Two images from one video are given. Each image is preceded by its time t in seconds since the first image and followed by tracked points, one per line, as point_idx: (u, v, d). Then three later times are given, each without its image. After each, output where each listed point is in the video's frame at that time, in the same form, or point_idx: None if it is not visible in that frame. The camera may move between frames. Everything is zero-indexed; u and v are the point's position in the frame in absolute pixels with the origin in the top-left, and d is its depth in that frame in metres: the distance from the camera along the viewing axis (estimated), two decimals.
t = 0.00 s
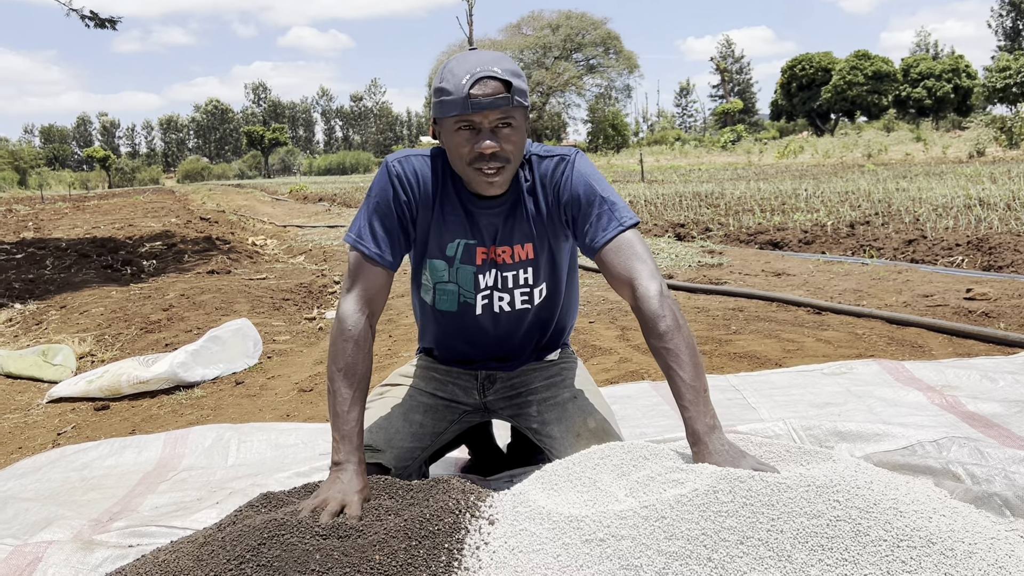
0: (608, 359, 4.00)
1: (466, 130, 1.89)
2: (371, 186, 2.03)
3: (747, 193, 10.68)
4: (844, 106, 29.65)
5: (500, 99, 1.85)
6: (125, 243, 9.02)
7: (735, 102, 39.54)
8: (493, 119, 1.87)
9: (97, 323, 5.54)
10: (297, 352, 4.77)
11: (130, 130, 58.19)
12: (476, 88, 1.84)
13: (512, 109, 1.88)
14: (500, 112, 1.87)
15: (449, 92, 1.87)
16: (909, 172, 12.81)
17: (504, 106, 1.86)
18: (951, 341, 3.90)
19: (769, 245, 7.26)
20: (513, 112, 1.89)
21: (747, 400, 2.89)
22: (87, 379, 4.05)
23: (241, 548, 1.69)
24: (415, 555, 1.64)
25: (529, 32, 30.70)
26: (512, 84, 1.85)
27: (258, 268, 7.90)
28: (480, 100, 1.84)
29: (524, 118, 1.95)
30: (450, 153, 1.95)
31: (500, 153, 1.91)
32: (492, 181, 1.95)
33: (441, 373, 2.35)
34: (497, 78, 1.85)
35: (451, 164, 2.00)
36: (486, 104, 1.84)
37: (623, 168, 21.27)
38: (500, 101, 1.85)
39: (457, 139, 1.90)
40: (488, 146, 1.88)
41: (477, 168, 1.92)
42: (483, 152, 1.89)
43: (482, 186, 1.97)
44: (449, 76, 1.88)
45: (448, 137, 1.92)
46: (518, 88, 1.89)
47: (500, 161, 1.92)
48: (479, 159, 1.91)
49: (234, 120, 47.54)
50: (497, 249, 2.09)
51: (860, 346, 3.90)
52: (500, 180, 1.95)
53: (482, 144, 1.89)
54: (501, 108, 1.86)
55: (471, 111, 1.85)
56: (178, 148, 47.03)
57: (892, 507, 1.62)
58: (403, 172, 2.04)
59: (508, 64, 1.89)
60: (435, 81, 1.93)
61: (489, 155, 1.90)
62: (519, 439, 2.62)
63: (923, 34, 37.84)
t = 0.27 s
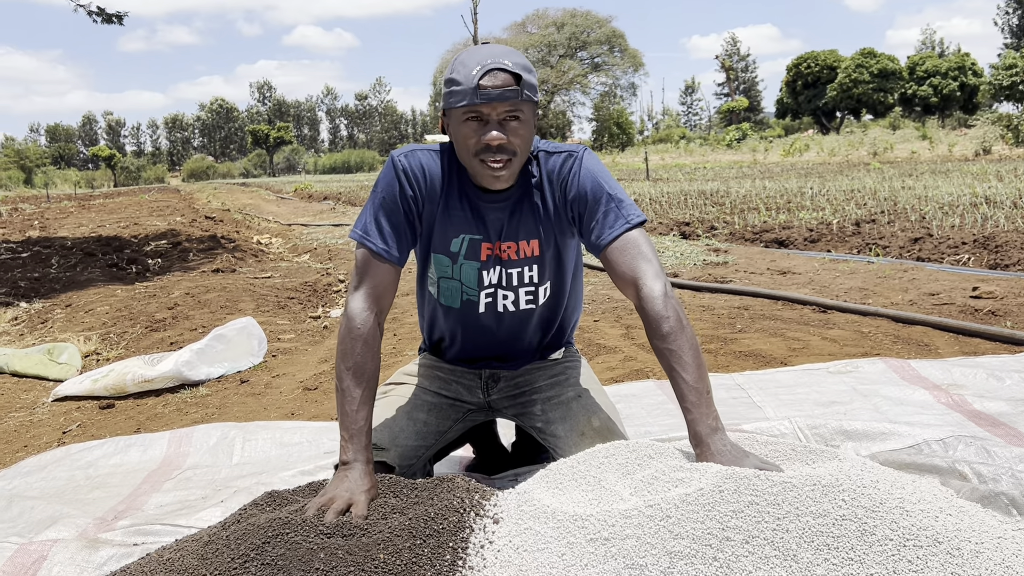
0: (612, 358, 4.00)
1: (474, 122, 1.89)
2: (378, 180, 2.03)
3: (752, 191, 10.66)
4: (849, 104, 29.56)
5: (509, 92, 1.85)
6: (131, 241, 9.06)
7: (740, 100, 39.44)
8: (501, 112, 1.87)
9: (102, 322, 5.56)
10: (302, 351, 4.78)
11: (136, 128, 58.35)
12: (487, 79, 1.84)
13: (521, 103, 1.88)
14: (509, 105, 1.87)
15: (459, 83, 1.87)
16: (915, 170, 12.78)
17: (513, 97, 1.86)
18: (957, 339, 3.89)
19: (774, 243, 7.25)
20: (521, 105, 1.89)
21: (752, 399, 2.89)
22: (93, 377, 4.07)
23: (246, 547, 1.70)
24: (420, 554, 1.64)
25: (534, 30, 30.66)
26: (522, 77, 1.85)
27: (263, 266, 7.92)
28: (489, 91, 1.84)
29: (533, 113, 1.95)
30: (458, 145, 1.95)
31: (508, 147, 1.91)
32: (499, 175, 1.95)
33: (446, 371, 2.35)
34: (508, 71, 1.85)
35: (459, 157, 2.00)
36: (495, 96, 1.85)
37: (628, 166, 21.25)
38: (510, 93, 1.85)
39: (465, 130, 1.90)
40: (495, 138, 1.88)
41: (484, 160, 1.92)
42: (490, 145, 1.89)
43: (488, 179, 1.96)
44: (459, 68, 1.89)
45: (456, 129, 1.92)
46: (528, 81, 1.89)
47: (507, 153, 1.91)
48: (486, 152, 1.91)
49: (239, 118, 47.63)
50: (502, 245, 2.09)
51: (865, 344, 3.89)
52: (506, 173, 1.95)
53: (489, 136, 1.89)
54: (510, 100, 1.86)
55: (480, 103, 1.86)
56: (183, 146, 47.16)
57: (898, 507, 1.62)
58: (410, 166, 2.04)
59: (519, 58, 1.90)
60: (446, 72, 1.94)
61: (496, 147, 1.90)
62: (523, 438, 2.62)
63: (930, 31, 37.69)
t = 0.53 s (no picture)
0: (616, 357, 4.00)
1: (482, 122, 1.89)
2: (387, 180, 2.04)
3: (757, 190, 10.65)
4: (854, 103, 29.50)
5: (518, 93, 1.85)
6: (135, 241, 9.08)
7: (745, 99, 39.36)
8: (509, 113, 1.88)
9: (107, 321, 5.58)
10: (306, 350, 4.79)
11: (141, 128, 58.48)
12: (495, 80, 1.84)
13: (529, 104, 1.88)
14: (517, 106, 1.87)
15: (468, 84, 1.87)
16: (919, 169, 12.74)
17: (522, 99, 1.86)
18: (961, 339, 3.88)
19: (778, 243, 7.24)
20: (529, 107, 1.89)
21: (756, 398, 2.89)
22: (98, 377, 4.09)
23: (250, 546, 1.71)
24: (424, 553, 1.65)
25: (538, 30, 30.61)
26: (531, 79, 1.85)
27: (267, 266, 7.94)
28: (497, 93, 1.84)
29: (542, 114, 1.95)
30: (465, 144, 1.96)
31: (514, 148, 1.91)
32: (505, 175, 1.95)
33: (451, 371, 2.36)
34: (517, 72, 1.85)
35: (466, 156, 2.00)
36: (503, 97, 1.85)
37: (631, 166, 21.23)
38: (518, 95, 1.85)
39: (473, 129, 1.90)
40: (501, 138, 1.89)
41: (490, 161, 1.93)
42: (497, 145, 1.90)
43: (494, 179, 1.97)
44: (469, 68, 1.89)
45: (464, 128, 1.93)
46: (538, 83, 1.89)
47: (513, 154, 1.92)
48: (493, 152, 1.91)
49: (244, 118, 47.71)
50: (509, 246, 2.09)
51: (870, 344, 3.88)
52: (512, 173, 1.95)
53: (496, 137, 1.89)
54: (518, 102, 1.86)
55: (488, 103, 1.86)
56: (187, 146, 47.26)
57: (903, 507, 1.62)
58: (418, 167, 2.05)
59: (529, 60, 1.89)
60: (456, 72, 1.94)
61: (503, 148, 1.91)
62: (528, 437, 2.62)
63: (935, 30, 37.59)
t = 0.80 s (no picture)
0: (620, 358, 4.01)
1: (482, 120, 1.90)
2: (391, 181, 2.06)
3: (760, 190, 10.64)
4: (857, 103, 29.46)
5: (517, 91, 1.86)
6: (139, 241, 9.11)
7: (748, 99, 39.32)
8: (508, 110, 1.88)
9: (112, 321, 5.60)
10: (310, 350, 4.81)
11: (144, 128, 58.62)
12: (494, 77, 1.85)
13: (529, 102, 1.89)
14: (516, 104, 1.87)
15: (469, 81, 1.89)
16: (923, 169, 12.72)
17: (521, 97, 1.86)
18: (965, 339, 3.88)
19: (782, 243, 7.24)
20: (529, 105, 1.89)
21: (760, 399, 2.90)
22: (102, 377, 4.11)
23: (256, 545, 1.72)
24: (428, 553, 1.65)
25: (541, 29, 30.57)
26: (530, 77, 1.85)
27: (271, 266, 7.96)
28: (496, 90, 1.85)
29: (543, 112, 1.95)
30: (467, 142, 1.97)
31: (514, 145, 1.92)
32: (504, 173, 1.95)
33: (455, 371, 2.37)
34: (517, 69, 1.86)
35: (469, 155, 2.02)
36: (502, 94, 1.85)
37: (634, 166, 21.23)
38: (517, 92, 1.85)
39: (473, 126, 1.91)
40: (500, 135, 1.89)
41: (490, 158, 1.94)
42: (496, 143, 1.90)
43: (495, 177, 1.97)
44: (470, 67, 1.91)
45: (465, 127, 1.94)
46: (538, 81, 1.89)
47: (512, 152, 1.92)
48: (493, 149, 1.92)
49: (247, 118, 47.79)
50: (513, 247, 2.10)
51: (873, 344, 3.88)
52: (512, 171, 1.95)
53: (495, 135, 1.90)
54: (517, 99, 1.86)
55: (487, 101, 1.87)
56: (191, 146, 47.37)
57: (907, 507, 1.62)
58: (422, 169, 2.07)
59: (531, 58, 1.90)
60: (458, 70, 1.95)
61: (502, 145, 1.91)
62: (532, 438, 2.63)
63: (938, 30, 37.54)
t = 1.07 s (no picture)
0: (623, 358, 4.01)
1: (475, 120, 1.91)
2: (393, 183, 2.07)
3: (763, 190, 10.64)
4: (860, 103, 29.42)
5: (508, 90, 1.86)
6: (143, 241, 9.12)
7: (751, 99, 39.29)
8: (500, 110, 1.89)
9: (115, 321, 5.62)
10: (314, 350, 4.82)
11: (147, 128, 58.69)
12: (485, 77, 1.86)
13: (521, 101, 1.89)
14: (507, 103, 1.88)
15: (461, 83, 1.90)
16: (926, 169, 12.72)
17: (512, 96, 1.87)
18: (969, 340, 3.87)
19: (785, 243, 7.24)
20: (521, 104, 1.89)
21: (764, 399, 2.90)
22: (106, 376, 4.12)
23: (261, 544, 1.72)
24: (433, 552, 1.67)
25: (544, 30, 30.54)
26: (520, 76, 1.86)
27: (274, 266, 7.97)
28: (487, 90, 1.86)
29: (537, 111, 1.95)
30: (462, 144, 1.98)
31: (507, 144, 1.92)
32: (499, 172, 1.95)
33: (458, 372, 2.38)
34: (508, 69, 1.86)
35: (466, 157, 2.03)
36: (493, 94, 1.86)
37: (637, 166, 21.21)
38: (508, 91, 1.86)
39: (467, 127, 1.92)
40: (492, 135, 1.90)
41: (484, 158, 1.94)
42: (489, 142, 1.91)
43: (491, 177, 1.98)
44: (463, 68, 1.92)
45: (460, 128, 1.95)
46: (530, 80, 1.89)
47: (505, 151, 1.92)
48: (486, 149, 1.92)
49: (250, 118, 47.84)
50: (516, 247, 2.10)
51: (876, 345, 3.88)
52: (507, 170, 1.95)
53: (488, 134, 1.90)
54: (508, 98, 1.87)
55: (479, 101, 1.88)
56: (194, 146, 47.43)
57: (911, 507, 1.63)
58: (423, 170, 2.08)
59: (523, 57, 1.91)
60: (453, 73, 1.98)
61: (495, 144, 1.91)
62: (535, 438, 2.64)
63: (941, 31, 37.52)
